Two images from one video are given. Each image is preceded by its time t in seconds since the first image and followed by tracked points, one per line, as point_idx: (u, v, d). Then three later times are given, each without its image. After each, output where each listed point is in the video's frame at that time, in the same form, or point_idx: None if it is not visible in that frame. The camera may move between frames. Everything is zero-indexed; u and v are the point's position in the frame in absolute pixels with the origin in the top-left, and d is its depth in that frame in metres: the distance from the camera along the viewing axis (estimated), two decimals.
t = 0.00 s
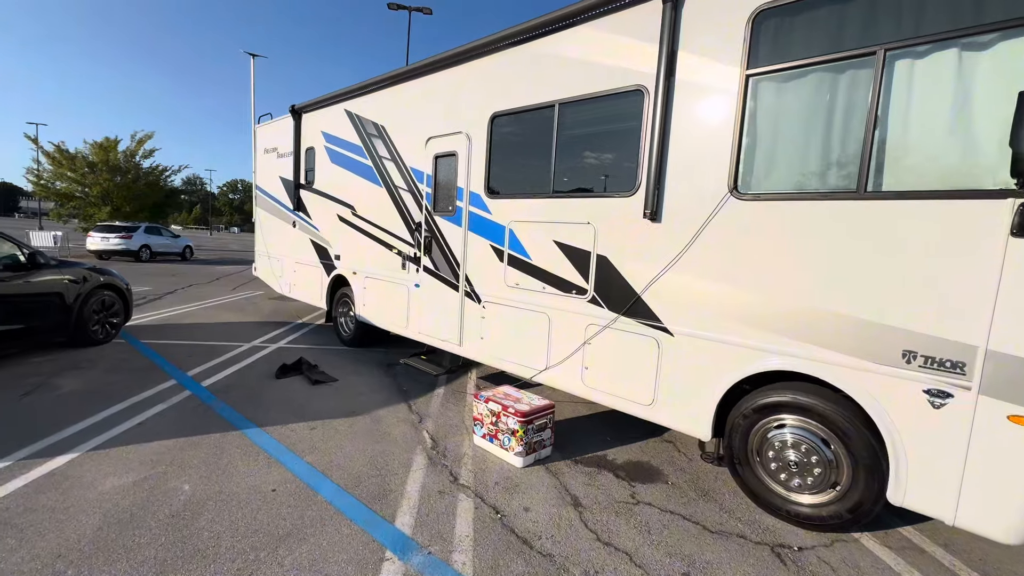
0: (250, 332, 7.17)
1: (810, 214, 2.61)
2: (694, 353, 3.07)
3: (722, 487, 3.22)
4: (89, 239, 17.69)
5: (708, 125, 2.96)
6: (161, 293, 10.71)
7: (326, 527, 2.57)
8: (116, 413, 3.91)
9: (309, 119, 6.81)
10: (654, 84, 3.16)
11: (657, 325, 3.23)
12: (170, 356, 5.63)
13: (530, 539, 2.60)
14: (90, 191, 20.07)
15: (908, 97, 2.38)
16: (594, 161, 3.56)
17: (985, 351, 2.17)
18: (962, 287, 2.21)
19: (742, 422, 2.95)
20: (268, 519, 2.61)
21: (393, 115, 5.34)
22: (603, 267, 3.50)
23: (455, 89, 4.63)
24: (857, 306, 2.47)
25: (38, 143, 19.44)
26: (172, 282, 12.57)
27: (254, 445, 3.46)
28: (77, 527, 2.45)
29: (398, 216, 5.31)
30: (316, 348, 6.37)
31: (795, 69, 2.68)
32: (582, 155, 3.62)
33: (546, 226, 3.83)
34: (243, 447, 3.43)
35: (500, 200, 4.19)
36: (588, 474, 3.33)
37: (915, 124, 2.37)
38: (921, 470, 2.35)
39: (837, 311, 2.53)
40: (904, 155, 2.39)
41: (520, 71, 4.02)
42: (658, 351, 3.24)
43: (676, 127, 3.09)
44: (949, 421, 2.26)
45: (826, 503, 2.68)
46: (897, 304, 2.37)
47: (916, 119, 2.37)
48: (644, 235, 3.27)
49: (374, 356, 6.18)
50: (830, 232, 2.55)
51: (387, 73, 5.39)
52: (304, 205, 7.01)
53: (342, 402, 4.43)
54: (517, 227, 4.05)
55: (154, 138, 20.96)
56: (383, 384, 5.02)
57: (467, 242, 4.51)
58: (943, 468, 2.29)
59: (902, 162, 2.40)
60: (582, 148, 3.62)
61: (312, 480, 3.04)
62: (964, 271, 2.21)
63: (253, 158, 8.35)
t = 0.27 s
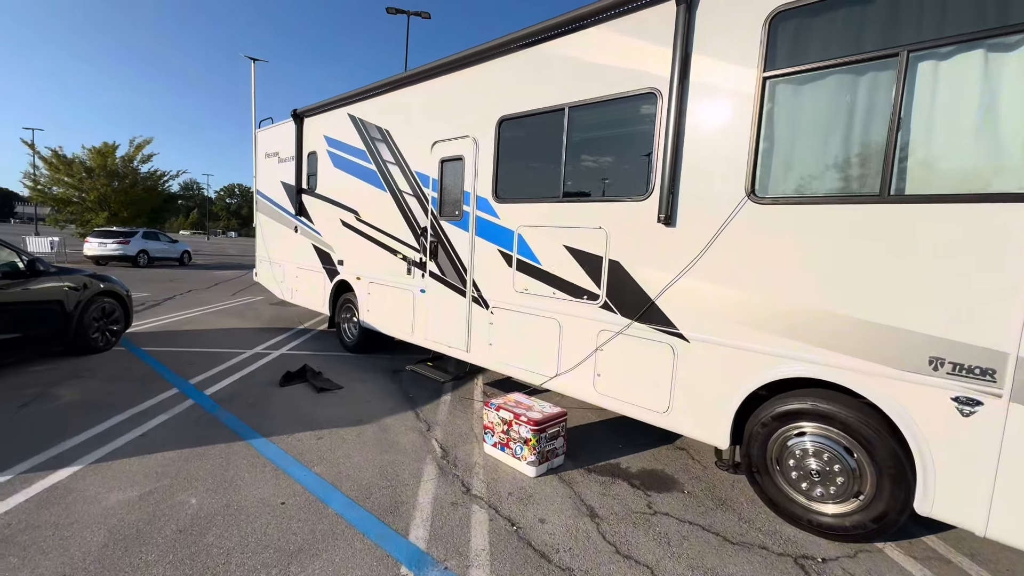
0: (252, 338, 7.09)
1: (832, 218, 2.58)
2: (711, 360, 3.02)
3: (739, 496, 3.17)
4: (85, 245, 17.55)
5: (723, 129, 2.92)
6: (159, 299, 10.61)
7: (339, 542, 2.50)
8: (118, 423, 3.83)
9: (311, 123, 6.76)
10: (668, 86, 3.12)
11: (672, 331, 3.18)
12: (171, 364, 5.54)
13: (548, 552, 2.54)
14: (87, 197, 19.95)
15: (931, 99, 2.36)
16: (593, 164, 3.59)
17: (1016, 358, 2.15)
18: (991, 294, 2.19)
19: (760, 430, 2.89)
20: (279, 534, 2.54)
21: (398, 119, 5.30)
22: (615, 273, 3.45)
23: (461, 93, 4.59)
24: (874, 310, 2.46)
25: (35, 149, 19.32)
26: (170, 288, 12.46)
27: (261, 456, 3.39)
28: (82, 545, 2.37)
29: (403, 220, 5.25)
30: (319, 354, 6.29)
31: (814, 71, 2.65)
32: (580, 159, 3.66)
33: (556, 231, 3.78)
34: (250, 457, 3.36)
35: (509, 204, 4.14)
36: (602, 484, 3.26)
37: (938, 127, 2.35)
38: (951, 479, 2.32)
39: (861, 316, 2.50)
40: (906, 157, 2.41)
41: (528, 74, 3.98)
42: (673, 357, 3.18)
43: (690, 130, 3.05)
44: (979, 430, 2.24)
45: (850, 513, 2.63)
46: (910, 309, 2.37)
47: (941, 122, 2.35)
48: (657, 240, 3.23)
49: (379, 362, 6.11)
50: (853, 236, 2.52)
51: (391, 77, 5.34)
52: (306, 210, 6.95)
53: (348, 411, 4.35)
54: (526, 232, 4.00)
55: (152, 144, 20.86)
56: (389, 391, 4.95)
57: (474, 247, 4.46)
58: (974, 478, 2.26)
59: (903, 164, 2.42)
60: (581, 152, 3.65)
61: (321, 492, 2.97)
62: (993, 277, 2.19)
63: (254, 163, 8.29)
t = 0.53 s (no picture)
0: (260, 347, 7.04)
1: (862, 219, 2.48)
2: (735, 368, 2.92)
3: (765, 509, 3.05)
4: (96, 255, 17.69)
5: (745, 130, 2.84)
6: (169, 308, 10.63)
7: (353, 559, 2.41)
8: (126, 436, 3.77)
9: (319, 131, 6.75)
10: (686, 87, 3.04)
11: (694, 338, 3.08)
12: (180, 374, 5.50)
13: (570, 570, 2.43)
14: (98, 207, 20.15)
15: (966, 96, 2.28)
16: (596, 170, 3.58)
17: None
18: None
19: (788, 440, 2.78)
20: (291, 551, 2.46)
21: (407, 126, 5.26)
22: (633, 278, 3.36)
23: (471, 98, 4.54)
24: (902, 316, 2.38)
25: (47, 160, 19.56)
26: (179, 297, 12.50)
27: (271, 469, 3.32)
28: (90, 563, 2.30)
29: (413, 227, 5.20)
30: (329, 363, 6.23)
31: (840, 68, 2.57)
32: (583, 166, 3.65)
33: (570, 236, 3.70)
34: (260, 470, 3.29)
35: (521, 209, 4.07)
36: (623, 496, 3.16)
37: (972, 126, 2.28)
38: (995, 493, 2.22)
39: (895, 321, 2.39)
40: (914, 159, 2.38)
41: (540, 78, 3.93)
42: (695, 365, 3.09)
43: (710, 130, 2.97)
44: None
45: (886, 528, 2.51)
46: (929, 315, 2.31)
47: (977, 119, 2.26)
48: (677, 244, 3.14)
49: (388, 370, 6.04)
50: (885, 238, 2.42)
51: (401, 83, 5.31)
52: (314, 218, 6.92)
53: (358, 421, 4.27)
54: (540, 237, 3.92)
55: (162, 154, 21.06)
56: (399, 400, 4.87)
57: (486, 254, 4.39)
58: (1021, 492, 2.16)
59: (910, 167, 2.39)
60: (582, 158, 3.65)
61: (334, 506, 2.88)
62: None
63: (262, 172, 8.30)
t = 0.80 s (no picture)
0: (276, 359, 7.01)
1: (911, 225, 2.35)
2: (773, 381, 2.78)
3: (808, 532, 2.87)
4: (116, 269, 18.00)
5: (779, 131, 2.72)
6: (186, 321, 10.71)
7: None
8: (142, 452, 3.71)
9: (334, 143, 6.76)
10: (715, 88, 2.93)
11: (727, 349, 2.93)
12: (196, 388, 5.46)
13: None
14: (118, 222, 20.58)
15: None
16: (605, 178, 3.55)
17: None
18: None
19: (833, 459, 2.61)
20: None
21: (423, 135, 5.22)
22: (660, 287, 3.23)
23: (488, 106, 4.48)
24: (960, 326, 2.24)
25: (71, 177, 20.07)
26: (196, 310, 12.61)
27: (288, 487, 3.22)
28: None
29: (429, 237, 5.13)
30: (344, 376, 6.16)
31: (882, 64, 2.44)
32: (590, 174, 3.64)
33: (593, 244, 3.59)
34: (277, 488, 3.20)
35: (541, 218, 3.97)
36: (654, 517, 3.00)
37: None
38: None
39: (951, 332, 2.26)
40: (937, 163, 2.32)
41: (559, 84, 3.85)
42: (730, 378, 2.93)
43: (740, 133, 2.86)
44: None
45: (947, 556, 2.32)
46: (991, 324, 2.17)
47: None
48: (706, 252, 3.01)
49: (404, 383, 5.94)
50: (938, 244, 2.28)
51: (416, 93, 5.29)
52: (329, 230, 6.91)
53: (375, 436, 4.17)
54: (561, 246, 3.81)
55: (180, 170, 21.49)
56: (416, 414, 4.76)
57: (505, 263, 4.28)
58: None
59: (933, 171, 2.33)
60: (590, 166, 3.64)
61: (353, 528, 2.77)
62: None
63: (278, 184, 8.35)
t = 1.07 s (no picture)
0: (296, 376, 7.00)
1: (973, 240, 2.19)
2: (821, 406, 2.61)
3: (863, 570, 2.68)
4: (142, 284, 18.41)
5: (821, 144, 2.61)
6: (208, 336, 10.83)
7: None
8: (164, 474, 3.67)
9: (354, 160, 6.79)
10: (750, 99, 2.82)
11: (769, 371, 2.78)
12: (218, 406, 5.45)
13: None
14: (144, 239, 21.12)
15: None
16: (613, 189, 3.58)
17: None
18: None
19: (890, 491, 2.44)
20: None
21: (443, 152, 5.20)
22: (693, 306, 3.09)
23: (509, 122, 4.44)
24: None
25: (100, 195, 20.72)
26: (217, 324, 12.77)
27: (310, 513, 3.13)
28: None
29: (450, 253, 5.07)
30: (364, 393, 6.10)
31: (934, 70, 2.31)
32: (600, 184, 3.66)
33: (620, 261, 3.47)
34: (299, 515, 3.11)
35: (566, 233, 3.87)
36: (693, 551, 2.82)
37: None
38: None
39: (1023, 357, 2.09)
40: (963, 169, 2.26)
41: (583, 98, 3.78)
42: (772, 402, 2.77)
43: (780, 145, 2.74)
44: None
45: None
46: None
47: None
48: (744, 269, 2.87)
49: (425, 401, 5.85)
50: (1005, 262, 2.12)
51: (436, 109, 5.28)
52: (349, 246, 6.91)
53: (397, 458, 4.08)
54: (587, 262, 3.70)
55: (204, 187, 22.02)
56: (438, 434, 4.66)
57: (528, 280, 4.19)
58: None
59: (960, 178, 2.27)
60: (599, 176, 3.66)
61: (377, 560, 2.66)
62: None
63: (299, 201, 8.43)
